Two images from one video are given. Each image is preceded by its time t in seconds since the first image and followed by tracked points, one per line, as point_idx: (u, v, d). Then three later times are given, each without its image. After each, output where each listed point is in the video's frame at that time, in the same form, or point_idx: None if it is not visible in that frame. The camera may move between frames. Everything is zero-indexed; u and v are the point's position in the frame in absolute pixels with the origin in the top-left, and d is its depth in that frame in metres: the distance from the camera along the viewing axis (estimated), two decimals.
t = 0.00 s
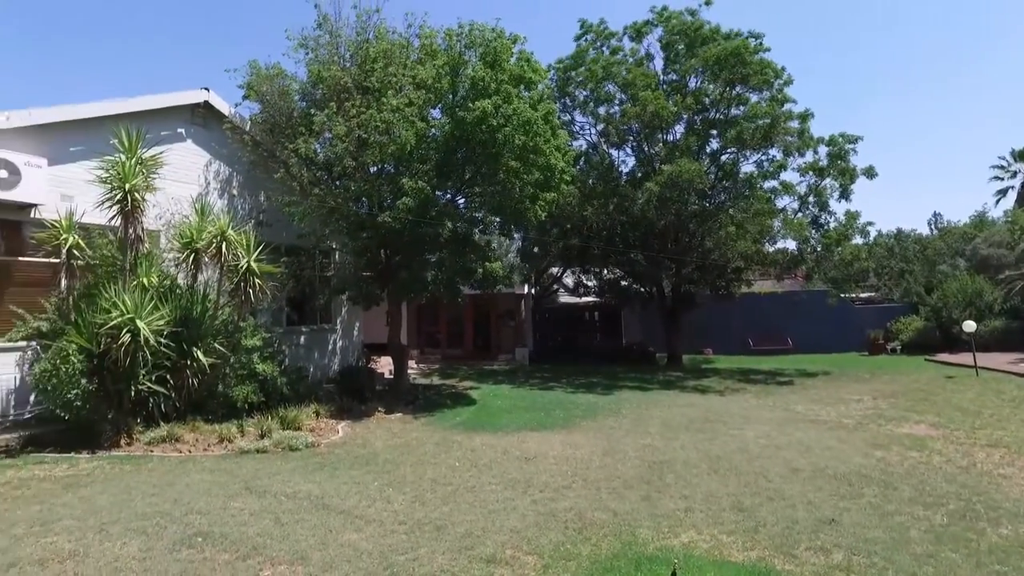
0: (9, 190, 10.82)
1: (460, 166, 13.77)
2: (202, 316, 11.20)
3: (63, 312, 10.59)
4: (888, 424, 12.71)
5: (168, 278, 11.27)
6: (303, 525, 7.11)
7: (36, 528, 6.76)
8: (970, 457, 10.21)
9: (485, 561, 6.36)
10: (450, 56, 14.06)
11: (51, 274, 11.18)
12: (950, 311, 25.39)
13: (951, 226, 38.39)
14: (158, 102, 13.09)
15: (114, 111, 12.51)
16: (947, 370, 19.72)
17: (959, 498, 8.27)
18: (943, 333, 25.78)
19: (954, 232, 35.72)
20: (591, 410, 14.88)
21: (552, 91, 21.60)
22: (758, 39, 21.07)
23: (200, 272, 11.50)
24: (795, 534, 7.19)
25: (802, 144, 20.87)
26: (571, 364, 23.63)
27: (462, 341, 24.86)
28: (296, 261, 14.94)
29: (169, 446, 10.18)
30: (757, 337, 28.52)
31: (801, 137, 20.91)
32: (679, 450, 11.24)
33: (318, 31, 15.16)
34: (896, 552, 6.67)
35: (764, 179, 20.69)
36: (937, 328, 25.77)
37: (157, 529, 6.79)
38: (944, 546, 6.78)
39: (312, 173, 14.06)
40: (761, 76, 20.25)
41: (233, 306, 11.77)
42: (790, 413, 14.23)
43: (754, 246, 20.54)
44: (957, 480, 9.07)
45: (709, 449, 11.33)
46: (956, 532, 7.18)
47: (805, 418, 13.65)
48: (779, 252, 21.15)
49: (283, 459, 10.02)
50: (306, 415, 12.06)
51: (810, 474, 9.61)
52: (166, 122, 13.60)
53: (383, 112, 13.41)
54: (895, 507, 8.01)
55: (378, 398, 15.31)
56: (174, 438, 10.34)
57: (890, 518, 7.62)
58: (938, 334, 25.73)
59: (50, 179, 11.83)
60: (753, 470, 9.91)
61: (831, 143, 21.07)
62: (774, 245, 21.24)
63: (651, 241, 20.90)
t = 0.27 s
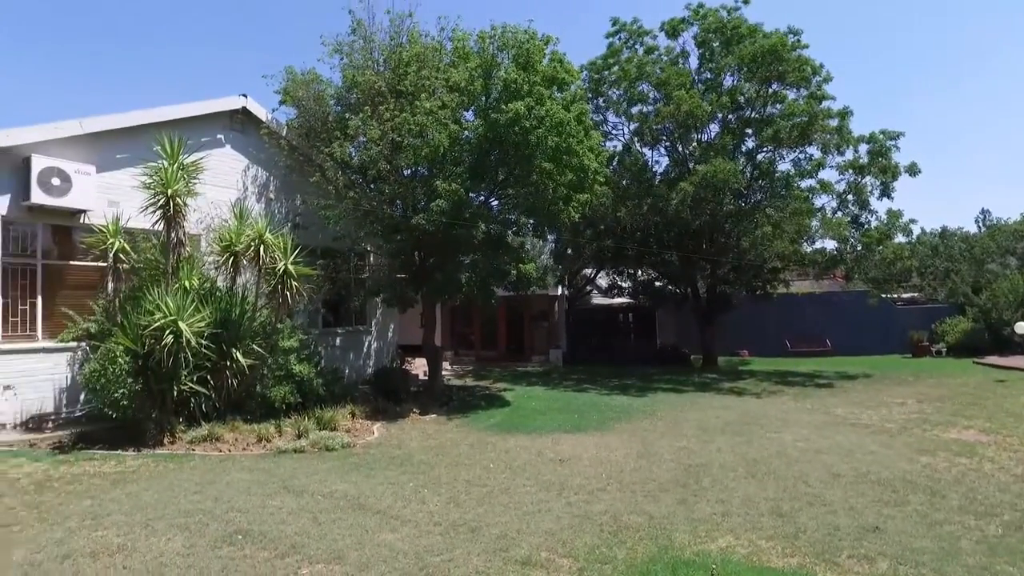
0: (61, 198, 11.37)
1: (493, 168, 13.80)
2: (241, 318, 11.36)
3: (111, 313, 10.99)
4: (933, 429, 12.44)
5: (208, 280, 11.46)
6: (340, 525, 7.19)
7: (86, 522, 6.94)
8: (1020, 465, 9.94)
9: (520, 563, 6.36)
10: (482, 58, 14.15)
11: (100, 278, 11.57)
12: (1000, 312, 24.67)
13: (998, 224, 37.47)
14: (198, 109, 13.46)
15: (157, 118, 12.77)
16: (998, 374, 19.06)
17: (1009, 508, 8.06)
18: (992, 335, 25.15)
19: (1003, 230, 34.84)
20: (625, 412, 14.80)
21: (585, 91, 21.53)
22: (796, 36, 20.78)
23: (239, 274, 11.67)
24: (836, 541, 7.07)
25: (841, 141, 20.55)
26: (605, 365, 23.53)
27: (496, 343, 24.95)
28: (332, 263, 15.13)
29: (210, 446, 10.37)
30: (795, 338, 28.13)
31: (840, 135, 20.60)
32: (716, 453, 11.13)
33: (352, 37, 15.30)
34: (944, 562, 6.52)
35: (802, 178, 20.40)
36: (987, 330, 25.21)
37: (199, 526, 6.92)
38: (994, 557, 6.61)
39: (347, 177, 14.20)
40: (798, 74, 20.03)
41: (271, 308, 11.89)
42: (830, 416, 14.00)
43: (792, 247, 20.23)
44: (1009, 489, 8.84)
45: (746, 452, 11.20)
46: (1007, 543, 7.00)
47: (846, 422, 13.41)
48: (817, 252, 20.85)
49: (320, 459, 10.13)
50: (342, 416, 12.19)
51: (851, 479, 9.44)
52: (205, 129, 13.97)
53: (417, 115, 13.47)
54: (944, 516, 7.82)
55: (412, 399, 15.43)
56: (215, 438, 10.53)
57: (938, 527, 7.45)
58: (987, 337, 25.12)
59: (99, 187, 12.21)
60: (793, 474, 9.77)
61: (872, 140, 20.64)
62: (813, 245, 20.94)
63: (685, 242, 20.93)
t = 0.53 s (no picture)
0: (108, 203, 11.68)
1: (525, 169, 13.80)
2: (278, 319, 11.52)
3: (153, 314, 11.26)
4: (980, 434, 12.16)
5: (246, 282, 11.64)
6: (375, 524, 7.25)
7: (132, 517, 7.09)
8: None
9: (555, 565, 6.35)
10: (514, 59, 14.16)
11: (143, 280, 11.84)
12: None
13: None
14: (236, 115, 13.72)
15: (196, 123, 13.01)
16: None
17: None
18: None
19: None
20: (660, 414, 14.70)
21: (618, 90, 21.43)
22: (835, 31, 20.47)
23: (276, 276, 11.83)
24: (880, 548, 6.95)
25: (882, 138, 20.22)
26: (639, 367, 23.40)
27: (529, 344, 24.99)
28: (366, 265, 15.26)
29: (249, 444, 10.53)
30: (833, 340, 27.73)
31: (881, 132, 20.28)
32: (752, 456, 11.00)
33: (385, 40, 15.41)
34: (994, 573, 6.36)
35: (840, 176, 20.12)
36: None
37: (239, 523, 7.03)
38: None
39: (382, 179, 14.33)
40: (838, 70, 19.82)
41: (306, 309, 12.02)
42: (870, 420, 13.75)
43: (831, 246, 19.94)
44: None
45: (783, 456, 11.06)
46: None
47: (888, 426, 13.17)
48: (856, 251, 20.32)
49: (355, 458, 10.23)
50: (377, 416, 12.28)
51: (895, 485, 9.26)
52: (243, 134, 14.23)
53: (449, 117, 13.51)
54: (994, 526, 7.63)
55: (446, 400, 15.53)
56: (253, 437, 10.69)
57: (988, 536, 7.27)
58: None
59: (144, 193, 12.49)
60: (833, 479, 9.62)
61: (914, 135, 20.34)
62: (851, 244, 20.43)
63: (720, 242, 20.77)
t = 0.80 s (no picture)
0: (150, 208, 11.94)
1: (556, 170, 13.84)
2: (312, 321, 11.70)
3: (192, 316, 11.45)
4: None
5: (281, 285, 11.80)
6: (410, 524, 7.31)
7: (174, 514, 7.23)
8: None
9: (589, 568, 6.34)
10: (545, 61, 14.17)
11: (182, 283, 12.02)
12: None
13: None
14: (272, 120, 13.94)
15: (233, 129, 13.24)
16: None
17: None
18: None
19: None
20: (693, 416, 14.60)
21: (649, 89, 21.33)
22: (874, 25, 20.12)
23: (310, 279, 11.98)
24: (922, 556, 6.82)
25: (923, 135, 19.89)
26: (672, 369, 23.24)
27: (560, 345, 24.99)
28: (399, 267, 15.36)
29: (284, 444, 10.68)
30: (871, 341, 27.33)
31: (922, 128, 19.97)
32: (789, 460, 10.88)
33: (416, 44, 15.54)
34: None
35: (879, 174, 19.80)
36: None
37: (276, 521, 7.14)
38: None
39: (413, 182, 14.43)
40: (877, 65, 19.46)
41: (340, 311, 12.12)
42: (911, 424, 13.50)
43: (868, 245, 19.67)
44: None
45: (821, 460, 10.91)
46: None
47: (930, 431, 12.92)
48: (895, 250, 19.98)
49: (389, 459, 10.32)
50: (409, 417, 12.37)
51: (938, 492, 9.09)
52: (278, 139, 14.47)
53: (480, 120, 13.56)
54: None
55: (479, 401, 15.59)
56: (288, 437, 10.83)
57: None
58: None
59: (183, 197, 12.72)
60: (873, 484, 9.47)
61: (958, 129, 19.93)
62: (889, 244, 20.12)
63: (755, 243, 20.38)
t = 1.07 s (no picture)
0: (189, 214, 12.20)
1: (588, 172, 13.85)
2: (346, 323, 11.76)
3: (229, 319, 11.68)
4: None
5: (315, 288, 11.92)
6: (444, 526, 7.35)
7: (214, 512, 7.35)
8: None
9: (623, 572, 6.32)
10: (575, 63, 14.14)
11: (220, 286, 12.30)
12: None
13: None
14: (306, 125, 14.13)
15: (269, 135, 13.44)
16: None
17: None
18: None
19: None
20: (728, 420, 14.46)
21: (680, 90, 21.22)
22: (915, 20, 19.75)
23: (344, 282, 12.09)
24: (968, 566, 6.67)
25: (966, 131, 19.55)
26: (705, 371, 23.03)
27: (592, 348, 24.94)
28: (431, 270, 15.44)
29: (319, 445, 10.79)
30: (911, 345, 26.82)
31: (964, 124, 19.66)
32: (826, 465, 10.72)
33: (447, 48, 15.61)
34: None
35: (920, 172, 19.46)
36: None
37: (312, 521, 7.22)
38: None
39: (445, 186, 14.52)
40: (917, 61, 19.08)
41: (372, 313, 12.26)
42: (954, 430, 13.21)
43: (908, 245, 19.45)
44: None
45: (860, 465, 10.73)
46: None
47: (974, 437, 12.63)
48: (937, 250, 19.62)
49: (422, 460, 10.39)
50: (441, 419, 12.41)
51: (984, 500, 8.89)
52: (311, 143, 14.64)
53: (511, 122, 13.58)
54: None
55: (511, 403, 15.60)
56: (323, 438, 10.94)
57: None
58: None
59: (220, 202, 12.94)
60: (915, 492, 9.29)
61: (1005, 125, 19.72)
62: (932, 245, 19.74)
63: (789, 245, 20.13)
